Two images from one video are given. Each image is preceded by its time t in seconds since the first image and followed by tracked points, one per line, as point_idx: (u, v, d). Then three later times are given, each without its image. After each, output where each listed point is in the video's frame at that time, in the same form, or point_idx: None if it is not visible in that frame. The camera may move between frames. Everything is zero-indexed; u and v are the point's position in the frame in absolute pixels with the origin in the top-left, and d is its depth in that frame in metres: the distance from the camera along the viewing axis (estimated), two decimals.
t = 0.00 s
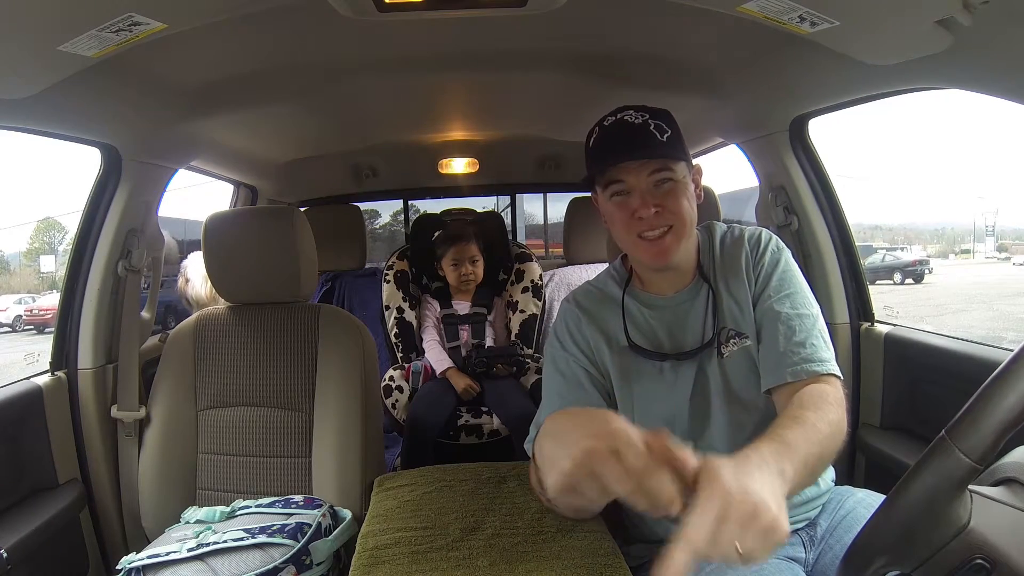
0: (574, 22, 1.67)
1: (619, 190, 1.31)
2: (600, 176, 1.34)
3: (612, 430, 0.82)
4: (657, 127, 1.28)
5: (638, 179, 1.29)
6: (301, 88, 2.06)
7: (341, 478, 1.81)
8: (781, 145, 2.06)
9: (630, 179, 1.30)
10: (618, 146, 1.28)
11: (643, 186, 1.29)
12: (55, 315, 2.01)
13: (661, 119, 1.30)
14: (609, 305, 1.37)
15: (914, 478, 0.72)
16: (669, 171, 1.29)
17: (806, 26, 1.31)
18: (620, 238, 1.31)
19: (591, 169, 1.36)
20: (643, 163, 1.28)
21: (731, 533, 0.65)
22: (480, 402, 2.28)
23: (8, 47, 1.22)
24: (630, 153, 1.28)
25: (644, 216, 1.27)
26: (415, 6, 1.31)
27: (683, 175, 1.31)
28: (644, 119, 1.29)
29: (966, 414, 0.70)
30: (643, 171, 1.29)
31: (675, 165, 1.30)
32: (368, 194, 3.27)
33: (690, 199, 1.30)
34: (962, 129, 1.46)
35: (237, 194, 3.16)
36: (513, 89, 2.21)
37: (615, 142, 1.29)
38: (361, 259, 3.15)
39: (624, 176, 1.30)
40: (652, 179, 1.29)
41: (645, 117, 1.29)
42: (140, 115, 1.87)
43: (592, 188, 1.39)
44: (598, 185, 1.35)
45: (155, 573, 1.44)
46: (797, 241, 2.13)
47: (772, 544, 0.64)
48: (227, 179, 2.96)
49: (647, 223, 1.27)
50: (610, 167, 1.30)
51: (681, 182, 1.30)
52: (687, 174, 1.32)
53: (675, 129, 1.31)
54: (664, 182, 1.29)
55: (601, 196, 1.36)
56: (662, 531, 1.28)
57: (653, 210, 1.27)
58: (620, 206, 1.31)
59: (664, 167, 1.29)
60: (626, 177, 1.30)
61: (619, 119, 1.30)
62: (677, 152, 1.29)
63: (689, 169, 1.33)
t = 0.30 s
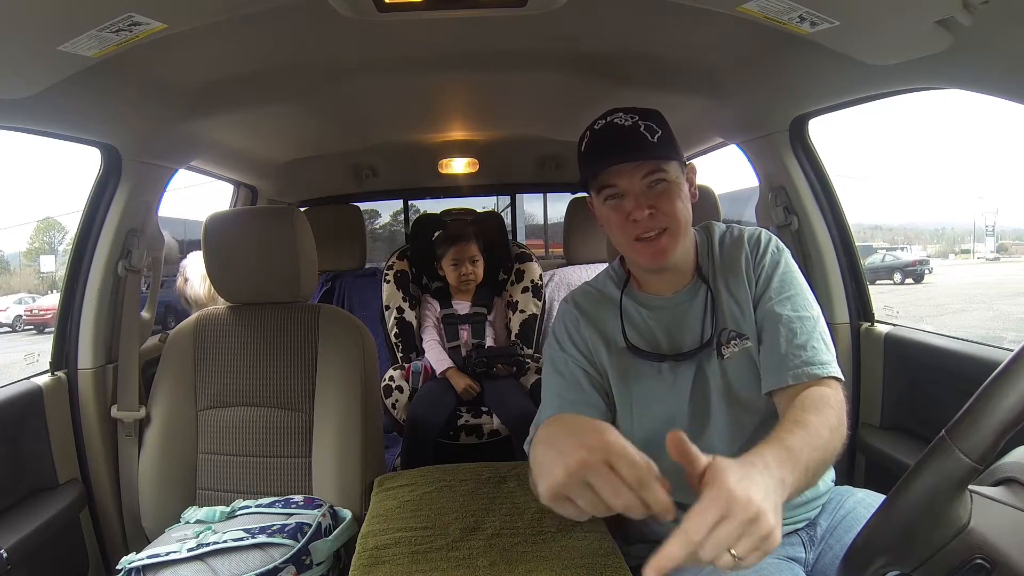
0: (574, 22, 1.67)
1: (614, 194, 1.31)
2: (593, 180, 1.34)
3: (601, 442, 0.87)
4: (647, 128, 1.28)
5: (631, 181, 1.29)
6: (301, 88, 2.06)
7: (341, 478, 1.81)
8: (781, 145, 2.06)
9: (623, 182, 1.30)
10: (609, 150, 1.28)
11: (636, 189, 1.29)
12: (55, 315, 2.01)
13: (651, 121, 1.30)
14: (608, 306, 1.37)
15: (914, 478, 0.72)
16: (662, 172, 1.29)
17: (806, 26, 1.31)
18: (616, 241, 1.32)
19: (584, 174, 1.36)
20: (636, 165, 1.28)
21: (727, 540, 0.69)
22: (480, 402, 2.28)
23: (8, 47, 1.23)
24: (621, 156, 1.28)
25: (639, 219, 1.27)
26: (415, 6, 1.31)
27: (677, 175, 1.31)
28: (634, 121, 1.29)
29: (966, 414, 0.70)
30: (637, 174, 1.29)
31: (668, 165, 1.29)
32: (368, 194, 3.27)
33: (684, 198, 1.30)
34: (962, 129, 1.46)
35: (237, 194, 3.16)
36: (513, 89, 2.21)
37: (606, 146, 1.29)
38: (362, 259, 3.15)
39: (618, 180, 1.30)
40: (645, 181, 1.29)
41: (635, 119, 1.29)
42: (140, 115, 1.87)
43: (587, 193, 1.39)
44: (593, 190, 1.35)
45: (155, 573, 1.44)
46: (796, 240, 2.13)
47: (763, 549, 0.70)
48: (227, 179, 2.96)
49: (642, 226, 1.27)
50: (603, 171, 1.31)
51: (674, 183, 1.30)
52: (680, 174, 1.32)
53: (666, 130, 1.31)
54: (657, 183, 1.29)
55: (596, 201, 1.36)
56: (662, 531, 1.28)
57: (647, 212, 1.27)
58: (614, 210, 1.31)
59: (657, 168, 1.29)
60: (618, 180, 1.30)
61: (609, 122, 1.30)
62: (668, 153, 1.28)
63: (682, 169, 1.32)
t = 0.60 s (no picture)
0: (573, 22, 1.67)
1: (619, 201, 1.29)
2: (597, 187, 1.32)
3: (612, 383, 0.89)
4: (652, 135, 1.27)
5: (637, 188, 1.28)
6: (301, 88, 2.06)
7: (341, 478, 1.81)
8: (781, 145, 2.06)
9: (629, 189, 1.28)
10: (615, 158, 1.26)
11: (642, 195, 1.27)
12: (55, 315, 2.01)
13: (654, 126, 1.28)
14: (609, 307, 1.37)
15: (914, 478, 0.72)
16: (667, 177, 1.28)
17: (806, 26, 1.31)
18: (621, 246, 1.31)
19: (587, 180, 1.33)
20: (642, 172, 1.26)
21: (697, 385, 0.84)
22: (480, 402, 2.28)
23: (8, 47, 1.23)
24: (627, 164, 1.26)
25: (646, 226, 1.26)
26: (415, 6, 1.31)
27: (680, 179, 1.30)
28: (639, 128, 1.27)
29: (966, 414, 0.70)
30: (642, 181, 1.27)
31: (672, 171, 1.28)
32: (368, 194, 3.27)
33: (687, 201, 1.30)
34: (962, 129, 1.46)
35: (237, 194, 3.16)
36: (513, 89, 2.21)
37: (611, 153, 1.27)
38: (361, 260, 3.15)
39: (623, 187, 1.28)
40: (650, 188, 1.28)
41: (637, 124, 1.29)
42: (140, 115, 1.87)
43: (588, 198, 1.37)
44: (596, 195, 1.33)
45: (155, 573, 1.44)
46: (796, 240, 2.13)
47: (711, 372, 0.84)
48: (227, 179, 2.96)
49: (649, 232, 1.26)
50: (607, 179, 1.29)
51: (679, 187, 1.29)
52: (683, 177, 1.31)
53: (669, 134, 1.30)
54: (662, 189, 1.28)
55: (599, 206, 1.34)
56: (662, 531, 1.28)
57: (654, 218, 1.26)
58: (619, 216, 1.30)
59: (662, 174, 1.27)
60: (624, 187, 1.28)
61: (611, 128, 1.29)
62: (672, 158, 1.27)
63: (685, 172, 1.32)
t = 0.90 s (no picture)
0: (573, 22, 1.67)
1: (620, 193, 1.30)
2: (598, 180, 1.33)
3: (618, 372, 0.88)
4: (650, 127, 1.29)
5: (637, 179, 1.29)
6: (301, 88, 2.06)
7: (341, 478, 1.81)
8: (781, 145, 2.06)
9: (629, 180, 1.29)
10: (614, 149, 1.28)
11: (642, 186, 1.28)
12: (55, 315, 2.00)
13: (652, 119, 1.31)
14: (609, 306, 1.37)
15: (914, 478, 0.72)
16: (666, 169, 1.29)
17: (806, 26, 1.31)
18: (622, 239, 1.30)
19: (588, 174, 1.35)
20: (640, 163, 1.28)
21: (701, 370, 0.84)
22: (480, 402, 2.28)
23: (8, 47, 1.23)
24: (626, 155, 1.27)
25: (646, 216, 1.26)
26: (416, 6, 1.31)
27: (679, 173, 1.31)
28: (637, 120, 1.29)
29: (966, 414, 0.70)
30: (642, 172, 1.28)
31: (670, 162, 1.30)
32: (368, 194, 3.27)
33: (686, 195, 1.30)
34: (961, 129, 1.47)
35: (237, 194, 3.16)
36: (513, 89, 2.21)
37: (611, 145, 1.28)
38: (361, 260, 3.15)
39: (623, 178, 1.29)
40: (650, 179, 1.29)
41: (637, 118, 1.30)
42: (140, 115, 1.87)
43: (589, 193, 1.39)
44: (597, 189, 1.34)
45: (155, 573, 1.44)
46: (796, 240, 2.13)
47: (715, 360, 0.84)
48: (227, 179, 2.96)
49: (650, 222, 1.26)
50: (607, 169, 1.30)
51: (677, 180, 1.30)
52: (681, 171, 1.32)
53: (666, 128, 1.32)
54: (661, 180, 1.29)
55: (600, 201, 1.35)
56: (662, 531, 1.28)
57: (654, 209, 1.26)
58: (620, 208, 1.30)
59: (660, 165, 1.29)
60: (624, 178, 1.29)
61: (612, 122, 1.30)
62: (670, 151, 1.29)
63: (682, 167, 1.33)
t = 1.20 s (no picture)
0: (573, 22, 1.67)
1: (624, 191, 1.30)
2: (602, 178, 1.33)
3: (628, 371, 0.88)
4: (656, 126, 1.29)
5: (641, 178, 1.29)
6: (301, 88, 2.06)
7: (341, 478, 1.81)
8: (781, 145, 2.06)
9: (634, 179, 1.29)
10: (620, 147, 1.28)
11: (647, 184, 1.28)
12: (55, 315, 2.00)
13: (658, 119, 1.31)
14: (609, 306, 1.37)
15: (914, 478, 0.72)
16: (671, 169, 1.29)
17: (806, 26, 1.31)
18: (625, 238, 1.30)
19: (592, 172, 1.35)
20: (646, 162, 1.28)
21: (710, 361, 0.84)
22: (480, 402, 2.28)
23: (8, 47, 1.23)
24: (632, 154, 1.27)
25: (650, 215, 1.26)
26: (416, 6, 1.30)
27: (684, 173, 1.31)
28: (643, 119, 1.29)
29: (966, 414, 0.70)
30: (647, 171, 1.28)
31: (676, 162, 1.30)
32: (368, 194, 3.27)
33: (691, 196, 1.30)
34: (961, 129, 1.47)
35: (237, 194, 3.16)
36: (513, 89, 2.21)
37: (617, 143, 1.28)
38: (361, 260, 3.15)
39: (627, 177, 1.29)
40: (655, 178, 1.29)
41: (644, 118, 1.29)
42: (140, 115, 1.87)
43: (593, 192, 1.39)
44: (601, 187, 1.34)
45: (155, 573, 1.44)
46: (796, 240, 2.13)
47: (722, 347, 0.85)
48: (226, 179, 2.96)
49: (654, 222, 1.26)
50: (612, 168, 1.30)
51: (682, 180, 1.30)
52: (686, 171, 1.32)
53: (672, 128, 1.32)
54: (666, 180, 1.29)
55: (603, 199, 1.35)
56: (662, 531, 1.28)
57: (659, 208, 1.26)
58: (624, 207, 1.30)
59: (665, 165, 1.29)
60: (629, 177, 1.29)
61: (618, 120, 1.30)
62: (676, 151, 1.29)
63: (687, 167, 1.33)
